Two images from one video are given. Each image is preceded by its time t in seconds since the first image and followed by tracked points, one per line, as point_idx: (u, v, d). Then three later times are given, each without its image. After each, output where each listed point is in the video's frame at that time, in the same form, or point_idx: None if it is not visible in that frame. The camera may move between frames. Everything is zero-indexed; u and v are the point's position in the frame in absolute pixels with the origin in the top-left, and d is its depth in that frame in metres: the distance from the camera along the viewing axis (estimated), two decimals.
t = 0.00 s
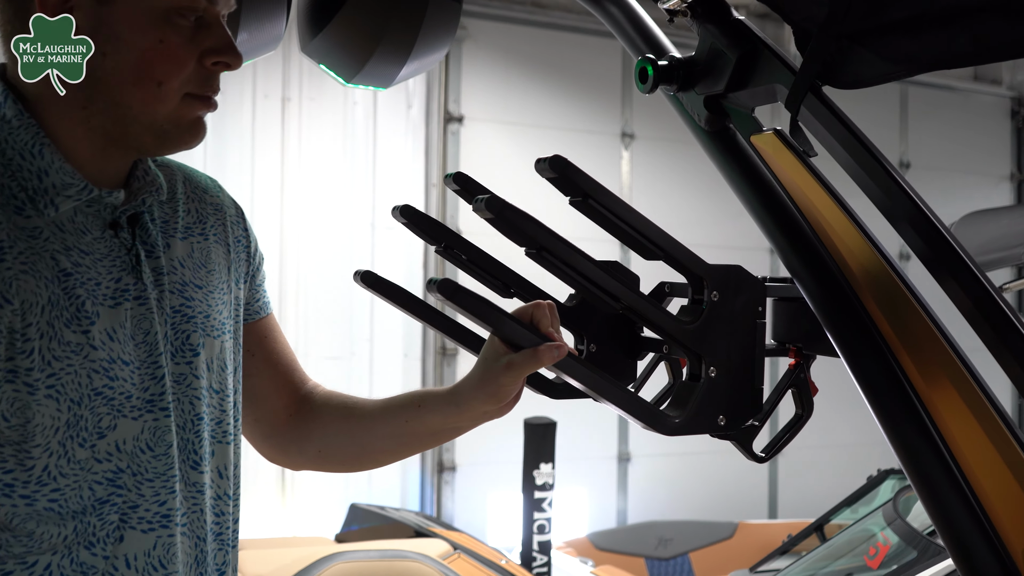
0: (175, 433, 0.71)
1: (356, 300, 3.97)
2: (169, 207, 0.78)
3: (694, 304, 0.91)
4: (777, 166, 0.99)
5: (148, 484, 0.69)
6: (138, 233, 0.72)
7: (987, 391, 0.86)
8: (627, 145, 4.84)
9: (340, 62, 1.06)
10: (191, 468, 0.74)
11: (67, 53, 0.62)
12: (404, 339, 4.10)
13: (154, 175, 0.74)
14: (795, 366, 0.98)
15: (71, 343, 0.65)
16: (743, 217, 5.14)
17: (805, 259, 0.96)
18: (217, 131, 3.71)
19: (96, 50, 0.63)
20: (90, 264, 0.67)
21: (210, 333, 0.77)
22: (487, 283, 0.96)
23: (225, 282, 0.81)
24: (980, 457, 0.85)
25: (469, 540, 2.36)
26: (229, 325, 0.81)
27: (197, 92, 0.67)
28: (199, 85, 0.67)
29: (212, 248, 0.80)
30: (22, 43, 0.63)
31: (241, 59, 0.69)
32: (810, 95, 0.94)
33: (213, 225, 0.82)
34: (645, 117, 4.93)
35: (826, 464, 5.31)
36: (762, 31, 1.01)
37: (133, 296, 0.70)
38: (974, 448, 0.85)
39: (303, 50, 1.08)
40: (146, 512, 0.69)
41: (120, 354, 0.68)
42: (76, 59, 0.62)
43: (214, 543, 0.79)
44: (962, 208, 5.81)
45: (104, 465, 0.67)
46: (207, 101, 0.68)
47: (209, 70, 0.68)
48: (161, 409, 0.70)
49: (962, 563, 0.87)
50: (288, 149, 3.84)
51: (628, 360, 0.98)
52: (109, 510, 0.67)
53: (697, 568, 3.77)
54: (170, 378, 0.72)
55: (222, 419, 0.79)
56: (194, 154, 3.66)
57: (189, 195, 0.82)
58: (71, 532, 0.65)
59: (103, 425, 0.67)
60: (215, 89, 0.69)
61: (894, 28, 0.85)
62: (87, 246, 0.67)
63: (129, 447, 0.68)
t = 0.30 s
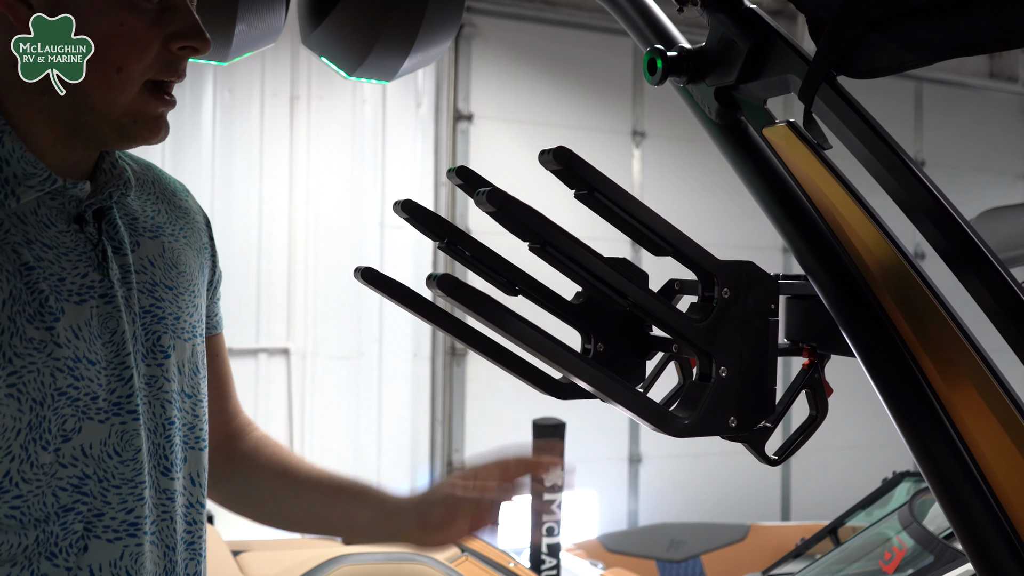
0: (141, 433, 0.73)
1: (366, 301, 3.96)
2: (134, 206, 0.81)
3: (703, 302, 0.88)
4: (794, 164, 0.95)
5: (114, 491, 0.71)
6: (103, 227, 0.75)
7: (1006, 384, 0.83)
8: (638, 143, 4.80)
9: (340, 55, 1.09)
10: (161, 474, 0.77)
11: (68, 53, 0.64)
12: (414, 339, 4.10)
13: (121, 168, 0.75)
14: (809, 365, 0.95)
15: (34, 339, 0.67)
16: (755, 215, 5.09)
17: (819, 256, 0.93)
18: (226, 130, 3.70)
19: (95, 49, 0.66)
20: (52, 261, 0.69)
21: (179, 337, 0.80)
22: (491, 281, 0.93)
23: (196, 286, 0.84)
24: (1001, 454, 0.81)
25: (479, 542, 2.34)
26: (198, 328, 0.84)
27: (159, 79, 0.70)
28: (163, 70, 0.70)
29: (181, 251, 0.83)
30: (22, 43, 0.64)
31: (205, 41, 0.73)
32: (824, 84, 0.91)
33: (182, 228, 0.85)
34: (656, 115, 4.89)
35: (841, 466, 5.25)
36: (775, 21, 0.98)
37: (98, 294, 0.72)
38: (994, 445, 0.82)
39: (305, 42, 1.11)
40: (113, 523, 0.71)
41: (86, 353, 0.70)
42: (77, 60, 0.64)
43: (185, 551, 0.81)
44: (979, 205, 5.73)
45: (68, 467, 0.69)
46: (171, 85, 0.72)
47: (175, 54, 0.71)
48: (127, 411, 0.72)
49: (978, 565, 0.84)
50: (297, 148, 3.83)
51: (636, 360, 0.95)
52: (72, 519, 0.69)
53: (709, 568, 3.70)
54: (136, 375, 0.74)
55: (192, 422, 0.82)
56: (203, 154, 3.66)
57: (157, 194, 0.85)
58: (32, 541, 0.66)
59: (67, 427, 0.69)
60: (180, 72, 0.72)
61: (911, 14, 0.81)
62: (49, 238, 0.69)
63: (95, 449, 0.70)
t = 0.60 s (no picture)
0: (115, 439, 0.72)
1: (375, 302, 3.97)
2: (121, 210, 0.80)
3: (712, 301, 0.86)
4: (803, 160, 0.95)
5: (86, 497, 0.69)
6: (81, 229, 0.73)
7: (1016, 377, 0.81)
8: (647, 143, 4.79)
9: (344, 53, 1.12)
10: (137, 481, 0.75)
11: (69, 53, 0.66)
12: (422, 340, 4.10)
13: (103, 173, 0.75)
14: (818, 365, 0.94)
15: (4, 340, 0.65)
16: (765, 216, 5.06)
17: (830, 255, 0.91)
18: (235, 132, 3.71)
19: (95, 49, 0.68)
20: (23, 261, 0.67)
21: (162, 343, 0.78)
22: (498, 280, 0.92)
23: (179, 295, 0.83)
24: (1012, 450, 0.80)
25: (487, 544, 2.33)
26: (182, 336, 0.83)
27: (137, 80, 0.70)
28: (140, 73, 0.71)
29: (165, 258, 0.81)
30: (23, 43, 0.66)
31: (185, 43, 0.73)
32: (835, 80, 0.89)
33: (168, 235, 0.83)
34: (665, 115, 4.87)
35: (852, 468, 5.21)
36: (785, 17, 0.96)
37: (73, 297, 0.70)
38: (1006, 439, 0.81)
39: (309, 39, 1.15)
40: (86, 531, 0.69)
41: (57, 355, 0.68)
42: (77, 60, 0.66)
43: (162, 559, 0.78)
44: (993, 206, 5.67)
45: (39, 473, 0.67)
46: (150, 87, 0.72)
47: (153, 55, 0.71)
48: (101, 416, 0.70)
49: (991, 565, 0.82)
50: (305, 149, 3.83)
51: (644, 361, 0.94)
52: (40, 526, 0.67)
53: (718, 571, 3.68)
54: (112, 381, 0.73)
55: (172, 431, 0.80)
56: (212, 155, 3.66)
57: (145, 201, 0.84)
58: None
59: (37, 432, 0.67)
60: (157, 74, 0.72)
61: (922, 8, 0.80)
62: (23, 238, 0.68)
63: (68, 457, 0.68)
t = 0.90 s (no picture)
0: (97, 438, 0.70)
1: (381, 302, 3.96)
2: (97, 208, 0.77)
3: (716, 297, 0.86)
4: (809, 157, 0.93)
5: (67, 493, 0.68)
6: (60, 226, 0.71)
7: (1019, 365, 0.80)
8: (653, 143, 4.78)
9: (346, 49, 1.12)
10: (116, 478, 0.73)
11: (69, 53, 0.65)
12: (427, 340, 4.10)
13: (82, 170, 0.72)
14: (824, 361, 0.93)
15: None
16: (772, 216, 5.03)
17: (834, 251, 0.90)
18: (240, 132, 3.71)
19: (95, 50, 0.67)
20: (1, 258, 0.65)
21: (141, 341, 0.76)
22: (500, 277, 0.91)
23: (157, 291, 0.81)
24: (1013, 439, 0.80)
25: (491, 545, 2.32)
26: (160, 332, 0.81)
27: (123, 82, 0.69)
28: (127, 74, 0.69)
29: (142, 256, 0.79)
30: (22, 43, 0.65)
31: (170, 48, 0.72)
32: (841, 74, 0.88)
33: (144, 229, 0.81)
34: (671, 115, 4.86)
35: (859, 469, 5.18)
36: (792, 12, 0.95)
37: (55, 294, 0.68)
38: (1008, 430, 0.80)
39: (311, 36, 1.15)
40: (64, 528, 0.68)
41: (38, 354, 0.66)
42: (77, 61, 0.65)
43: (137, 555, 0.77)
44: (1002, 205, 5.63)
45: (17, 471, 0.65)
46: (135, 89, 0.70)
47: (139, 58, 0.70)
48: (81, 414, 0.69)
49: (998, 563, 0.81)
50: (310, 149, 3.83)
51: (649, 359, 0.93)
52: (17, 524, 0.65)
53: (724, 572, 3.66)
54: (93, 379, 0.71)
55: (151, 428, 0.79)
56: (217, 156, 3.67)
57: (122, 196, 0.81)
58: None
59: (17, 431, 0.65)
60: (143, 77, 0.70)
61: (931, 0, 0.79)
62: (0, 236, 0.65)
63: (47, 454, 0.67)
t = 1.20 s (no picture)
0: (89, 432, 0.69)
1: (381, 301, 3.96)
2: (84, 201, 0.76)
3: (715, 293, 0.85)
4: (809, 152, 0.92)
5: (59, 487, 0.67)
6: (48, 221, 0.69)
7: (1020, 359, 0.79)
8: (654, 142, 4.77)
9: (342, 44, 1.12)
10: (107, 471, 0.73)
11: (69, 52, 0.64)
12: (428, 339, 4.09)
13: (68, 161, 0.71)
14: (825, 358, 0.91)
15: None
16: (774, 215, 5.02)
17: (834, 246, 0.89)
18: (241, 132, 3.71)
19: (95, 49, 0.66)
20: None
21: (130, 333, 0.75)
22: (497, 274, 0.89)
23: (145, 282, 0.79)
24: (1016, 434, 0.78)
25: (491, 545, 2.32)
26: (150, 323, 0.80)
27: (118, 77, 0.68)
28: (120, 68, 0.68)
29: (130, 248, 0.78)
30: (22, 43, 0.64)
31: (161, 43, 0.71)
32: (841, 68, 0.87)
33: (132, 218, 0.80)
34: (672, 115, 4.85)
35: (861, 468, 5.17)
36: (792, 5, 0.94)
37: (44, 289, 0.67)
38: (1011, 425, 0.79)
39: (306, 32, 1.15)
40: (56, 521, 0.67)
41: (28, 350, 0.65)
42: (78, 60, 0.64)
43: (127, 543, 0.76)
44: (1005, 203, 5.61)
45: (8, 467, 0.64)
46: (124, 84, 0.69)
47: (129, 53, 0.69)
48: (71, 408, 0.68)
49: (1000, 563, 0.80)
50: (310, 149, 3.83)
51: (648, 357, 0.92)
52: (9, 518, 0.64)
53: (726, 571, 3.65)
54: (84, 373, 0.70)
55: (139, 419, 0.78)
56: (218, 155, 3.67)
57: (107, 187, 0.80)
58: None
59: (7, 427, 0.64)
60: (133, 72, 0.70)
61: None
62: None
63: (38, 449, 0.66)
